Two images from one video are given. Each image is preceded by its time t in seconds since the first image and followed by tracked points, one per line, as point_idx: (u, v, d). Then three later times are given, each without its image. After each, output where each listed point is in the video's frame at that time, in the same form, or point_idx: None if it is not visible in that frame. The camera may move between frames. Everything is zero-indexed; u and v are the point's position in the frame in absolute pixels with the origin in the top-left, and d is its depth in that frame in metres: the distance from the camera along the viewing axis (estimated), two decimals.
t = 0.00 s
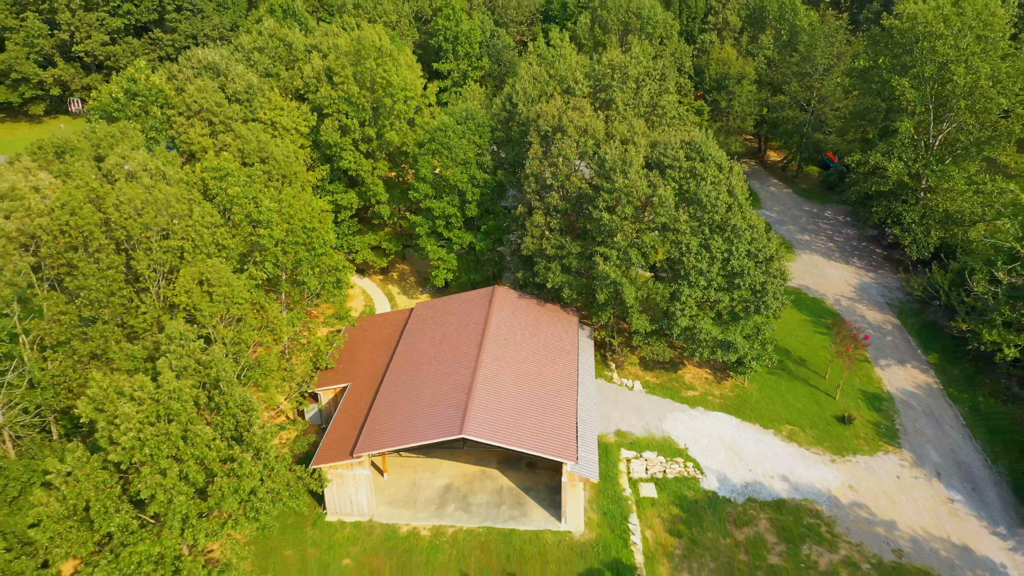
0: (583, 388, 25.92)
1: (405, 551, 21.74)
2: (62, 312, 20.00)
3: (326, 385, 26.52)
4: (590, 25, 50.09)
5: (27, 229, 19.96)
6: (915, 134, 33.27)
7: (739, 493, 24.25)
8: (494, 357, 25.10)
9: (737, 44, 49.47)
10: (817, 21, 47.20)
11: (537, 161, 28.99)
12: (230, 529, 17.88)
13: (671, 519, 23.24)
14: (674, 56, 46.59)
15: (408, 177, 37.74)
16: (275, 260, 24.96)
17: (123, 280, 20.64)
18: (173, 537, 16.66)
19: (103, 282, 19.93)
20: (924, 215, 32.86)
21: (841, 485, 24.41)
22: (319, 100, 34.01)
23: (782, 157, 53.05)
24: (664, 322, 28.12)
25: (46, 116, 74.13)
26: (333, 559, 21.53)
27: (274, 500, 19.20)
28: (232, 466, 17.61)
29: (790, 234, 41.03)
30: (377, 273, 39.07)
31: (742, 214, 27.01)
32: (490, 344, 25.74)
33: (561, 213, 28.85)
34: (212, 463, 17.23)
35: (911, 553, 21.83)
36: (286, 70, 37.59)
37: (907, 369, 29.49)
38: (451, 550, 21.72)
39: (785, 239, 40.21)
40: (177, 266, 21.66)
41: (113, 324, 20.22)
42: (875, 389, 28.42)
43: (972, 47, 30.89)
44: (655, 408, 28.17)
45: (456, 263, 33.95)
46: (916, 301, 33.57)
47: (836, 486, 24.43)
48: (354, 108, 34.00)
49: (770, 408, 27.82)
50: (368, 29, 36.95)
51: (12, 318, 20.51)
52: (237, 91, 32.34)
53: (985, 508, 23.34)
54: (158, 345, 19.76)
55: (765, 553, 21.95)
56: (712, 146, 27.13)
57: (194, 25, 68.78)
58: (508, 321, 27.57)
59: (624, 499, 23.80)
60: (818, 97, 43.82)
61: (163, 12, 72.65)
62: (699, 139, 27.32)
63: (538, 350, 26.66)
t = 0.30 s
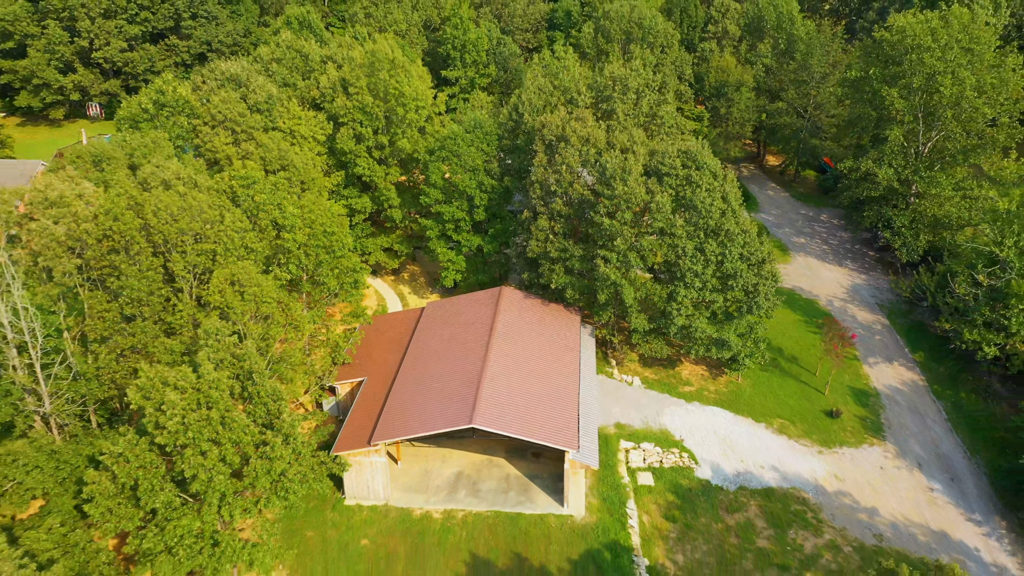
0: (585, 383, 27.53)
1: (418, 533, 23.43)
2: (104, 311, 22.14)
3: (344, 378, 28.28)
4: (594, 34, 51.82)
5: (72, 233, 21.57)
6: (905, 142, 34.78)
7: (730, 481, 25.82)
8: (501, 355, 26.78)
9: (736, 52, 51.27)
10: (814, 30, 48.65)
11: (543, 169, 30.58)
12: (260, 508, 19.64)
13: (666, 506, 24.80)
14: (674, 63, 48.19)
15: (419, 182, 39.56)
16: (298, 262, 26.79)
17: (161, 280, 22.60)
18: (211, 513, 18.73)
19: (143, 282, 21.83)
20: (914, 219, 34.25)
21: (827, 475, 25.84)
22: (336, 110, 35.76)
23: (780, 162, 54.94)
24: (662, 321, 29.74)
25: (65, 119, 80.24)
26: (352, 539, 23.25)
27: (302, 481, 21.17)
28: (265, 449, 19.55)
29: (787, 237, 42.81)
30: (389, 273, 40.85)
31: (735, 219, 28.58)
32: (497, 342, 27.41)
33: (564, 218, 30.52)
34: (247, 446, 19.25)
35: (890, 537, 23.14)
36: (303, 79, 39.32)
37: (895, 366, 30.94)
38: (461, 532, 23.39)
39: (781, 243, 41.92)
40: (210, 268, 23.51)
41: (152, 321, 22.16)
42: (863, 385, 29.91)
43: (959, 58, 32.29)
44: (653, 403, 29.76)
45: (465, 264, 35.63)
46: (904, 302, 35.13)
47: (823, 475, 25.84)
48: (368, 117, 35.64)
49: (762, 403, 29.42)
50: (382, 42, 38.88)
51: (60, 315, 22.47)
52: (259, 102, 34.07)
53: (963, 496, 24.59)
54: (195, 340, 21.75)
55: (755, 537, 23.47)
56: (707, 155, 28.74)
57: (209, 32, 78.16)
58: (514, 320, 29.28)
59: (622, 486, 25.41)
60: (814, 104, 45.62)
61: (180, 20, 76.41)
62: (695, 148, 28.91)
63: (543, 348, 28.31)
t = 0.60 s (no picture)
0: (595, 379, 29.18)
1: (439, 515, 25.19)
2: (153, 306, 23.95)
3: (369, 372, 30.18)
4: (607, 42, 53.77)
5: (125, 235, 23.60)
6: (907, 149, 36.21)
7: (732, 472, 27.36)
8: (516, 351, 28.50)
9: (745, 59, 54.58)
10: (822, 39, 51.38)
11: (557, 175, 32.40)
12: (296, 487, 21.53)
13: (671, 494, 26.38)
14: (685, 71, 51.60)
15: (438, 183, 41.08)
16: (328, 263, 28.51)
17: (204, 279, 24.47)
18: (254, 491, 20.51)
19: (188, 281, 23.68)
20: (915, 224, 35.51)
21: (824, 467, 27.29)
22: (361, 118, 37.81)
23: (789, 166, 57.35)
24: (669, 320, 31.33)
25: (96, 122, 85.43)
26: (377, 520, 25.06)
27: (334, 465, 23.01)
28: (301, 434, 21.42)
29: (793, 240, 45.01)
30: (409, 273, 42.79)
31: (739, 224, 30.23)
32: (512, 339, 29.14)
33: (577, 222, 32.21)
34: (286, 430, 21.09)
35: (882, 525, 24.54)
36: (329, 88, 41.48)
37: (893, 365, 32.34)
38: (478, 515, 25.13)
39: (787, 247, 43.89)
40: (248, 268, 25.34)
41: (195, 316, 24.04)
42: (862, 383, 31.36)
43: (958, 69, 33.75)
44: (660, 398, 31.38)
45: (482, 265, 37.39)
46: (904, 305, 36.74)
47: (820, 467, 27.29)
48: (392, 125, 37.68)
49: (765, 399, 30.98)
50: (404, 54, 40.92)
51: (111, 310, 24.19)
52: (288, 110, 36.10)
53: (953, 488, 25.89)
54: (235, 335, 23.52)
55: (754, 523, 24.96)
56: (713, 163, 30.77)
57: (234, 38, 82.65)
58: (529, 318, 31.04)
59: (629, 475, 27.04)
60: (821, 111, 47.85)
61: (206, 26, 80.93)
62: (703, 157, 31.10)
63: (556, 345, 29.98)
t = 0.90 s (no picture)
0: (607, 377, 30.66)
1: (459, 504, 26.79)
2: (195, 305, 25.48)
3: (393, 368, 31.94)
4: (624, 51, 56.31)
5: (171, 238, 25.36)
6: (915, 158, 37.63)
7: (738, 468, 28.72)
8: (533, 351, 30.09)
9: (760, 67, 56.59)
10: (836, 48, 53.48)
11: (573, 183, 33.98)
12: (328, 474, 23.29)
13: (679, 488, 27.80)
14: (700, 79, 54.25)
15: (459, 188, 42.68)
16: (357, 267, 30.09)
17: (243, 280, 25.97)
18: (289, 476, 22.15)
19: (229, 282, 25.24)
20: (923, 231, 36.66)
21: (827, 464, 28.57)
22: (386, 126, 39.71)
23: (802, 172, 59.16)
24: (680, 322, 32.76)
25: (128, 124, 89.93)
26: (401, 508, 26.72)
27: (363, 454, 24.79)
28: (333, 425, 23.11)
29: (804, 245, 46.34)
30: (430, 274, 44.58)
31: (747, 230, 31.64)
32: (529, 340, 30.74)
33: (592, 227, 33.80)
34: (319, 421, 22.78)
35: (880, 520, 25.77)
36: (355, 97, 43.47)
37: (897, 368, 33.60)
38: (496, 505, 26.70)
39: (798, 252, 45.27)
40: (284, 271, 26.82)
41: (235, 314, 25.62)
42: (866, 385, 32.64)
43: (964, 82, 35.32)
44: (670, 397, 32.83)
45: (501, 268, 39.01)
46: (911, 309, 38.06)
47: (823, 465, 28.57)
48: (416, 133, 39.51)
49: (771, 399, 32.35)
50: (428, 64, 42.69)
51: (158, 308, 25.74)
52: (318, 119, 38.09)
53: (951, 486, 27.04)
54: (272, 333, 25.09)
55: (758, 516, 26.32)
56: (723, 172, 32.14)
57: (261, 43, 86.80)
58: (545, 319, 32.64)
59: (639, 469, 28.49)
60: (834, 118, 49.66)
61: (235, 32, 85.03)
62: (712, 166, 32.34)
63: (571, 345, 31.49)
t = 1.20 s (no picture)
0: (617, 378, 31.89)
1: (474, 497, 28.11)
2: (230, 303, 26.08)
3: (413, 367, 33.53)
4: (641, 59, 60.09)
5: (208, 243, 26.32)
6: (924, 168, 38.92)
7: (742, 466, 29.88)
8: (547, 353, 31.50)
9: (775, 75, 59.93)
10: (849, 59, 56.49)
11: (587, 191, 35.32)
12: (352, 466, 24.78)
13: (685, 485, 29.00)
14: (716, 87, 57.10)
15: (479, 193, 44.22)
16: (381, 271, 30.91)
17: (274, 282, 26.52)
18: (317, 466, 22.76)
19: (261, 285, 25.75)
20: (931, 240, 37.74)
21: (829, 465, 29.68)
22: (409, 135, 41.43)
23: (816, 179, 62.24)
24: (689, 326, 34.00)
25: (159, 128, 93.36)
26: (419, 500, 28.10)
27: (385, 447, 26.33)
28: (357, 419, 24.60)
29: (816, 251, 48.78)
30: (450, 277, 46.23)
31: (755, 238, 32.79)
32: (543, 342, 32.17)
33: (605, 234, 35.12)
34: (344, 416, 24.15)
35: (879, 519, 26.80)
36: (379, 106, 45.31)
37: (902, 373, 34.80)
38: (509, 498, 27.99)
39: (809, 258, 47.72)
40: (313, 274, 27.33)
41: (267, 315, 26.15)
42: (870, 389, 33.83)
43: (972, 95, 37.25)
44: (679, 397, 34.11)
45: (518, 271, 40.53)
46: (918, 315, 39.48)
47: (825, 465, 29.67)
48: (437, 141, 41.16)
49: (778, 402, 33.57)
50: (449, 75, 44.29)
51: (194, 307, 26.45)
52: (344, 127, 39.82)
53: (949, 487, 28.04)
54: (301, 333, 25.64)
55: (760, 513, 27.47)
56: (732, 183, 33.24)
57: (287, 49, 90.52)
58: (560, 322, 34.08)
59: (647, 466, 29.74)
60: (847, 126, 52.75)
61: (262, 38, 88.52)
62: (722, 177, 33.46)
63: (583, 347, 32.83)
